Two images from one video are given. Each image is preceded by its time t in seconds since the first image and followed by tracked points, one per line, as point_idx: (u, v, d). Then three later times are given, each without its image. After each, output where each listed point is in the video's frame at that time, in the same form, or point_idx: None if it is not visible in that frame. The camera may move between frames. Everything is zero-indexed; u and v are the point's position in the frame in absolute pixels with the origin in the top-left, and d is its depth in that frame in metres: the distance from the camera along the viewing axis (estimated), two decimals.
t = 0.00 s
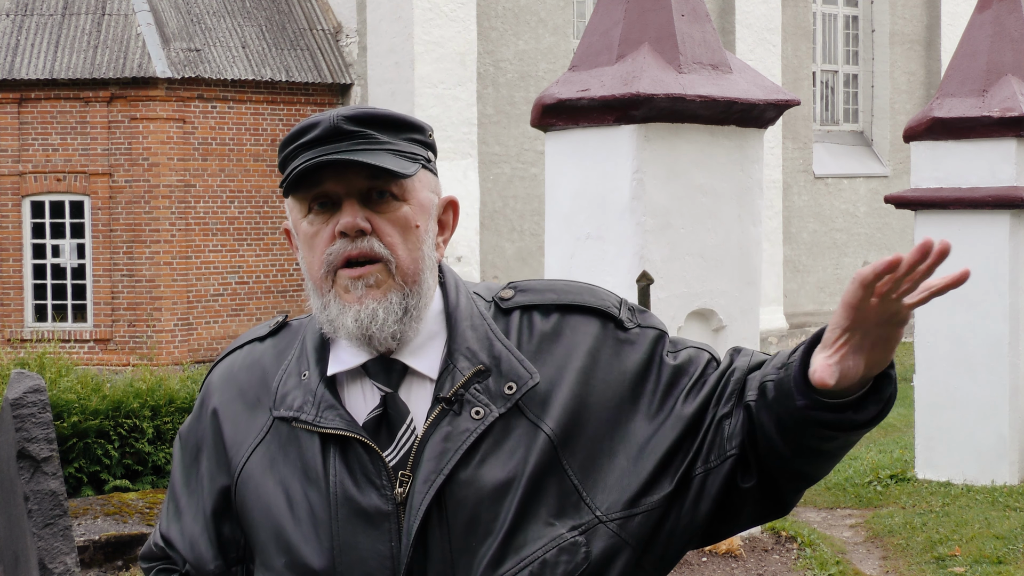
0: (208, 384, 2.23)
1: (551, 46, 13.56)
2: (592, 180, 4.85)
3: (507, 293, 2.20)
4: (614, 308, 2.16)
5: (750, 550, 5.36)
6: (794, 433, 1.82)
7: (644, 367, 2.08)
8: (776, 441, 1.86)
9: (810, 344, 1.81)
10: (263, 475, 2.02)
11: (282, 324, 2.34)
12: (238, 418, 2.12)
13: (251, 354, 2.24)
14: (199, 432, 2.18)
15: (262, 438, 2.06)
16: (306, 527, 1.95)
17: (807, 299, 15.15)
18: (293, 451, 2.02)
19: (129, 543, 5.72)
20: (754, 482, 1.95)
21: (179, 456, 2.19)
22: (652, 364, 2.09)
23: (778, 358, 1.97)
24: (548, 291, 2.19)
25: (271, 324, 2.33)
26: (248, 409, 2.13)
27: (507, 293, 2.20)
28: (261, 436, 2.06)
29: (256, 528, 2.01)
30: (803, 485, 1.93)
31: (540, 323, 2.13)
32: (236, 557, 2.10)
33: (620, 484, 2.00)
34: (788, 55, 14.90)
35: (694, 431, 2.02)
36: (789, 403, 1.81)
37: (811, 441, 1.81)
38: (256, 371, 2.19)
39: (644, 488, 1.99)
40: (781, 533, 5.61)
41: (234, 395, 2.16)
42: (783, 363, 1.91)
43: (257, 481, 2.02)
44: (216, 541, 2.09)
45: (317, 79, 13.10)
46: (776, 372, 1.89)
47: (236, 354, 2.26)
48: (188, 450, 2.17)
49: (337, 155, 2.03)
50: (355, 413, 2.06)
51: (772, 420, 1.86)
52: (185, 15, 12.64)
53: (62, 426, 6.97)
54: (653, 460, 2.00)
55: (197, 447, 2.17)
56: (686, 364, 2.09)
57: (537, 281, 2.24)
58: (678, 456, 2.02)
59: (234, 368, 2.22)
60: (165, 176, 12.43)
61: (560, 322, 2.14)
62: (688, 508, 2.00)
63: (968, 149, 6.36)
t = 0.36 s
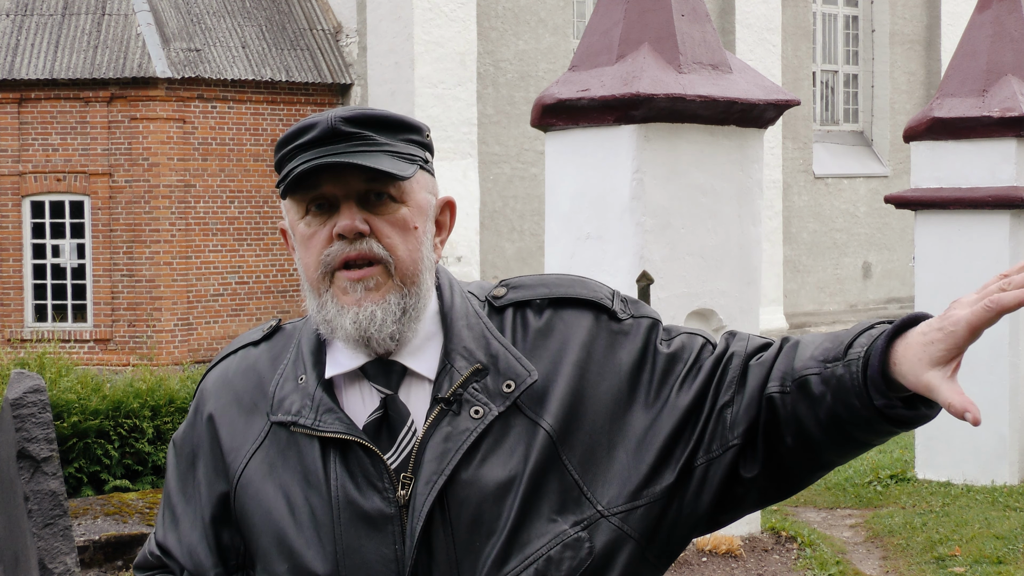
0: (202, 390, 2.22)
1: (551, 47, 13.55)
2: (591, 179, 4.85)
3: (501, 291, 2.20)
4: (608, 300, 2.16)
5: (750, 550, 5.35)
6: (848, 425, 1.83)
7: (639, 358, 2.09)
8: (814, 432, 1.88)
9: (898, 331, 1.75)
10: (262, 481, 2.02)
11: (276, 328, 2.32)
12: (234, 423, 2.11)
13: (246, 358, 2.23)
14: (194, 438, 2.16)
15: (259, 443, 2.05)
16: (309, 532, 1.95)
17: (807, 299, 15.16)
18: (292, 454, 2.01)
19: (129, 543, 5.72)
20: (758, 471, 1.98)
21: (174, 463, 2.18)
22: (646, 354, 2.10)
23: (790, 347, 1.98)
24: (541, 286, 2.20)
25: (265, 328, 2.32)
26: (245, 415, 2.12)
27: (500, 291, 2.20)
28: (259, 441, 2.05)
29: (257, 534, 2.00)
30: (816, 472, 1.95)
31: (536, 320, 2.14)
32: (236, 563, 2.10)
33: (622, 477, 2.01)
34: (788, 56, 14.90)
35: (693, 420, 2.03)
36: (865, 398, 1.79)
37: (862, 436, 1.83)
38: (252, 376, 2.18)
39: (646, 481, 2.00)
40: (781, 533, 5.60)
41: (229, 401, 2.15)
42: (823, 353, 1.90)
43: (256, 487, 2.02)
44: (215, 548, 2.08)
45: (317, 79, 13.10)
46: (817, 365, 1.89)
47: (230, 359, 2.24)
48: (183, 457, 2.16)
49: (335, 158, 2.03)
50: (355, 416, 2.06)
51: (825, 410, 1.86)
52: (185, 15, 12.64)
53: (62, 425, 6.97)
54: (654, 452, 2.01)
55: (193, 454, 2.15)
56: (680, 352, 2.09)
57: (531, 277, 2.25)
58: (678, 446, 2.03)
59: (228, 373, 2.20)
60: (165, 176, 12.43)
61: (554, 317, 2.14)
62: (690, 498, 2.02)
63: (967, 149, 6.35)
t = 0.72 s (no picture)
0: (203, 394, 2.20)
1: (551, 46, 13.55)
2: (591, 179, 4.85)
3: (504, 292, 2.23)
4: (611, 299, 2.15)
5: (750, 550, 5.35)
6: (893, 445, 1.81)
7: (643, 359, 2.07)
8: (842, 443, 1.87)
9: (970, 357, 1.70)
10: (267, 487, 2.02)
11: (278, 330, 2.31)
12: (237, 429, 2.10)
13: (247, 362, 2.22)
14: (196, 444, 2.15)
15: (263, 449, 2.05)
16: (316, 538, 1.96)
17: (806, 299, 15.17)
18: (298, 460, 2.02)
19: (129, 543, 5.72)
20: (768, 475, 1.96)
21: (174, 468, 2.17)
22: (651, 354, 2.09)
23: (808, 353, 1.95)
24: (545, 287, 2.21)
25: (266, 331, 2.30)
26: (248, 420, 2.11)
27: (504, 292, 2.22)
28: (263, 447, 2.05)
29: (263, 539, 2.00)
30: (829, 478, 1.94)
31: (539, 321, 2.15)
32: (242, 568, 2.09)
33: (629, 479, 2.00)
34: (788, 56, 14.90)
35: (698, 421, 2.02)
36: (924, 426, 1.74)
37: (896, 453, 1.81)
38: (254, 380, 2.17)
39: (652, 483, 1.99)
40: (781, 533, 5.60)
41: (231, 405, 2.14)
42: (863, 367, 1.85)
43: (261, 493, 2.02)
44: (221, 554, 2.08)
45: (317, 80, 13.09)
46: (860, 383, 1.84)
47: (231, 363, 2.23)
48: (184, 462, 2.15)
49: (342, 164, 2.03)
50: (361, 420, 2.07)
51: (870, 430, 1.82)
52: (185, 15, 12.63)
53: (62, 426, 6.97)
54: (661, 454, 1.99)
55: (195, 459, 2.14)
56: (683, 351, 2.08)
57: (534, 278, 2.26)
58: (684, 447, 2.01)
59: (230, 377, 2.19)
60: (165, 176, 12.43)
61: (557, 319, 2.14)
62: (697, 500, 2.01)
63: (968, 149, 6.36)
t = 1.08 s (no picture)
0: (209, 398, 2.20)
1: (551, 46, 13.55)
2: (591, 179, 4.85)
3: (513, 295, 2.23)
4: (622, 305, 2.18)
5: (750, 550, 5.35)
6: (882, 443, 1.85)
7: (655, 365, 2.10)
8: (842, 447, 1.91)
9: (941, 352, 1.76)
10: (277, 491, 2.01)
11: (284, 333, 2.31)
12: (245, 433, 2.10)
13: (254, 366, 2.22)
14: (202, 449, 2.15)
15: (272, 453, 2.05)
16: (327, 543, 1.96)
17: (807, 299, 15.17)
18: (307, 465, 2.01)
19: (129, 543, 5.72)
20: (784, 483, 2.00)
21: (181, 473, 2.16)
22: (662, 361, 2.12)
23: (813, 360, 1.99)
24: (554, 291, 2.22)
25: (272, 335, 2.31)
26: (255, 424, 2.11)
27: (512, 295, 2.23)
28: (272, 451, 2.05)
29: (272, 544, 2.00)
30: (839, 483, 1.97)
31: (549, 325, 2.16)
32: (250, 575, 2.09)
33: (642, 484, 2.01)
34: (788, 56, 14.90)
35: (711, 428, 2.05)
36: (903, 421, 1.80)
37: (899, 456, 1.85)
38: (262, 384, 2.17)
39: (665, 489, 2.01)
40: (781, 534, 5.60)
41: (239, 410, 2.14)
42: (854, 369, 1.91)
43: (271, 498, 2.01)
44: (228, 559, 2.07)
45: (317, 79, 13.09)
46: (845, 384, 1.90)
47: (238, 367, 2.23)
48: (191, 467, 2.15)
49: (349, 165, 2.04)
50: (370, 424, 2.07)
51: (857, 429, 1.87)
52: (185, 15, 12.63)
53: (62, 426, 6.97)
54: (673, 460, 2.02)
55: (202, 464, 2.14)
56: (696, 360, 2.11)
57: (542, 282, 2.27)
58: (696, 454, 2.04)
59: (238, 381, 2.19)
60: (165, 176, 12.43)
61: (569, 322, 2.17)
62: (710, 507, 2.03)
63: (967, 149, 6.35)
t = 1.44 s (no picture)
0: (212, 401, 2.20)
1: (551, 47, 13.55)
2: (591, 179, 4.86)
3: (518, 296, 2.24)
4: (630, 307, 2.19)
5: (750, 550, 5.35)
6: (900, 450, 1.85)
7: (662, 367, 2.11)
8: (856, 451, 1.91)
9: (969, 361, 1.75)
10: (284, 496, 2.01)
11: (288, 335, 2.31)
12: (251, 437, 2.10)
13: (258, 368, 2.22)
14: (207, 453, 2.15)
15: (279, 458, 2.05)
16: (335, 549, 1.96)
17: (807, 300, 15.17)
18: (315, 469, 2.02)
19: (129, 543, 5.71)
20: (793, 486, 2.00)
21: (184, 477, 2.15)
22: (669, 362, 2.12)
23: (822, 363, 1.99)
24: (561, 293, 2.23)
25: (277, 337, 2.31)
26: (261, 428, 2.11)
27: (518, 296, 2.24)
28: (278, 455, 2.05)
29: (280, 549, 2.00)
30: (848, 486, 1.97)
31: (555, 326, 2.17)
32: None
33: (651, 487, 2.02)
34: (788, 56, 14.90)
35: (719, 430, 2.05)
36: (927, 430, 1.78)
37: (914, 462, 1.84)
38: (267, 387, 2.17)
39: (675, 491, 2.01)
40: (781, 534, 5.60)
41: (243, 413, 2.14)
42: (873, 375, 1.90)
43: (279, 503, 2.01)
44: (235, 564, 2.07)
45: (317, 80, 13.10)
46: (865, 390, 1.88)
47: (242, 369, 2.23)
48: (196, 471, 2.14)
49: (355, 165, 2.03)
50: (377, 427, 2.07)
51: (877, 436, 1.86)
52: (185, 15, 12.63)
53: (62, 425, 6.97)
54: (682, 462, 2.02)
55: (206, 469, 2.14)
56: (703, 361, 2.11)
57: (547, 283, 2.28)
58: (705, 456, 2.04)
59: (243, 385, 2.19)
60: (165, 176, 12.43)
61: (576, 324, 2.17)
62: (719, 510, 2.03)
63: (967, 149, 6.35)
